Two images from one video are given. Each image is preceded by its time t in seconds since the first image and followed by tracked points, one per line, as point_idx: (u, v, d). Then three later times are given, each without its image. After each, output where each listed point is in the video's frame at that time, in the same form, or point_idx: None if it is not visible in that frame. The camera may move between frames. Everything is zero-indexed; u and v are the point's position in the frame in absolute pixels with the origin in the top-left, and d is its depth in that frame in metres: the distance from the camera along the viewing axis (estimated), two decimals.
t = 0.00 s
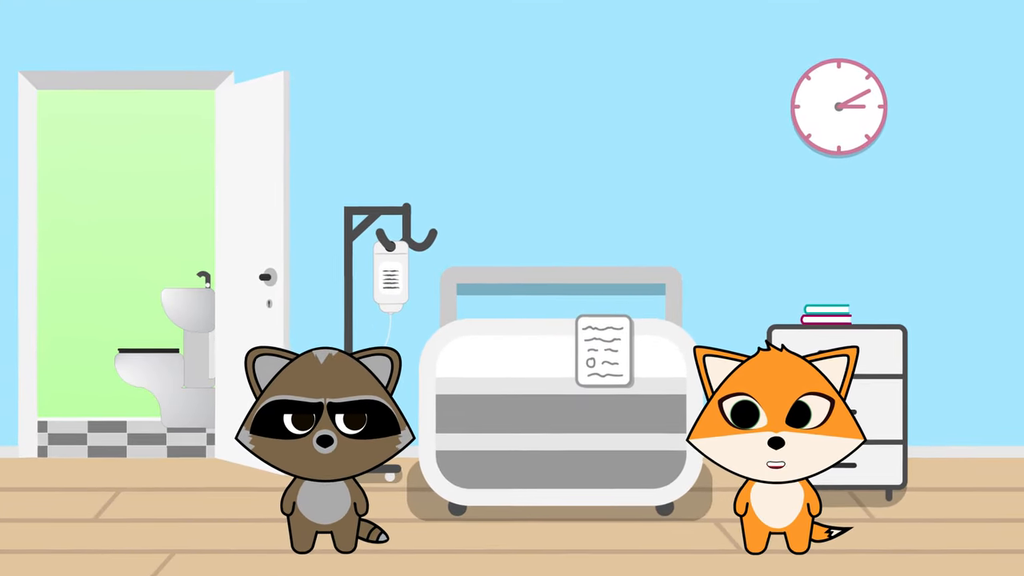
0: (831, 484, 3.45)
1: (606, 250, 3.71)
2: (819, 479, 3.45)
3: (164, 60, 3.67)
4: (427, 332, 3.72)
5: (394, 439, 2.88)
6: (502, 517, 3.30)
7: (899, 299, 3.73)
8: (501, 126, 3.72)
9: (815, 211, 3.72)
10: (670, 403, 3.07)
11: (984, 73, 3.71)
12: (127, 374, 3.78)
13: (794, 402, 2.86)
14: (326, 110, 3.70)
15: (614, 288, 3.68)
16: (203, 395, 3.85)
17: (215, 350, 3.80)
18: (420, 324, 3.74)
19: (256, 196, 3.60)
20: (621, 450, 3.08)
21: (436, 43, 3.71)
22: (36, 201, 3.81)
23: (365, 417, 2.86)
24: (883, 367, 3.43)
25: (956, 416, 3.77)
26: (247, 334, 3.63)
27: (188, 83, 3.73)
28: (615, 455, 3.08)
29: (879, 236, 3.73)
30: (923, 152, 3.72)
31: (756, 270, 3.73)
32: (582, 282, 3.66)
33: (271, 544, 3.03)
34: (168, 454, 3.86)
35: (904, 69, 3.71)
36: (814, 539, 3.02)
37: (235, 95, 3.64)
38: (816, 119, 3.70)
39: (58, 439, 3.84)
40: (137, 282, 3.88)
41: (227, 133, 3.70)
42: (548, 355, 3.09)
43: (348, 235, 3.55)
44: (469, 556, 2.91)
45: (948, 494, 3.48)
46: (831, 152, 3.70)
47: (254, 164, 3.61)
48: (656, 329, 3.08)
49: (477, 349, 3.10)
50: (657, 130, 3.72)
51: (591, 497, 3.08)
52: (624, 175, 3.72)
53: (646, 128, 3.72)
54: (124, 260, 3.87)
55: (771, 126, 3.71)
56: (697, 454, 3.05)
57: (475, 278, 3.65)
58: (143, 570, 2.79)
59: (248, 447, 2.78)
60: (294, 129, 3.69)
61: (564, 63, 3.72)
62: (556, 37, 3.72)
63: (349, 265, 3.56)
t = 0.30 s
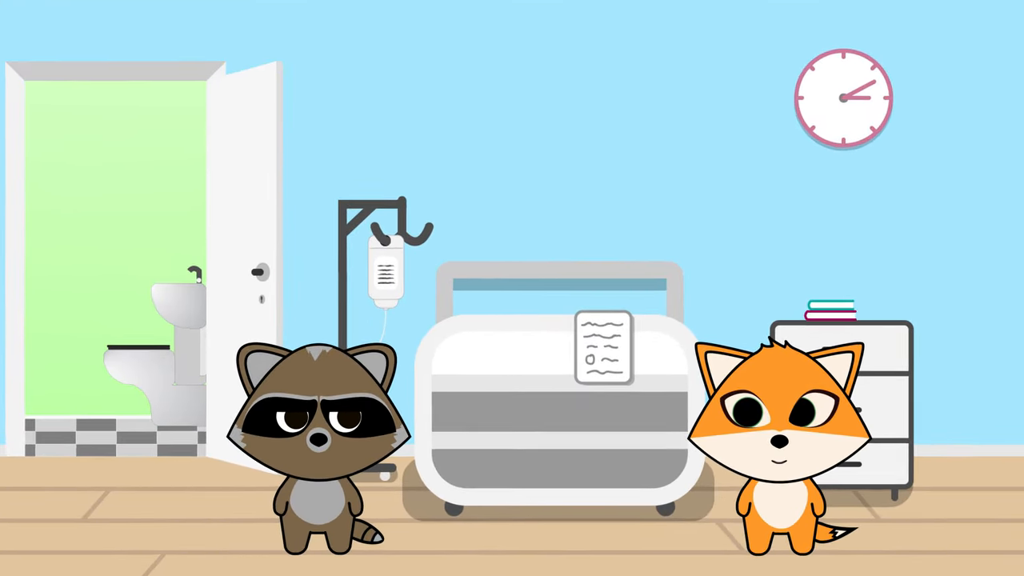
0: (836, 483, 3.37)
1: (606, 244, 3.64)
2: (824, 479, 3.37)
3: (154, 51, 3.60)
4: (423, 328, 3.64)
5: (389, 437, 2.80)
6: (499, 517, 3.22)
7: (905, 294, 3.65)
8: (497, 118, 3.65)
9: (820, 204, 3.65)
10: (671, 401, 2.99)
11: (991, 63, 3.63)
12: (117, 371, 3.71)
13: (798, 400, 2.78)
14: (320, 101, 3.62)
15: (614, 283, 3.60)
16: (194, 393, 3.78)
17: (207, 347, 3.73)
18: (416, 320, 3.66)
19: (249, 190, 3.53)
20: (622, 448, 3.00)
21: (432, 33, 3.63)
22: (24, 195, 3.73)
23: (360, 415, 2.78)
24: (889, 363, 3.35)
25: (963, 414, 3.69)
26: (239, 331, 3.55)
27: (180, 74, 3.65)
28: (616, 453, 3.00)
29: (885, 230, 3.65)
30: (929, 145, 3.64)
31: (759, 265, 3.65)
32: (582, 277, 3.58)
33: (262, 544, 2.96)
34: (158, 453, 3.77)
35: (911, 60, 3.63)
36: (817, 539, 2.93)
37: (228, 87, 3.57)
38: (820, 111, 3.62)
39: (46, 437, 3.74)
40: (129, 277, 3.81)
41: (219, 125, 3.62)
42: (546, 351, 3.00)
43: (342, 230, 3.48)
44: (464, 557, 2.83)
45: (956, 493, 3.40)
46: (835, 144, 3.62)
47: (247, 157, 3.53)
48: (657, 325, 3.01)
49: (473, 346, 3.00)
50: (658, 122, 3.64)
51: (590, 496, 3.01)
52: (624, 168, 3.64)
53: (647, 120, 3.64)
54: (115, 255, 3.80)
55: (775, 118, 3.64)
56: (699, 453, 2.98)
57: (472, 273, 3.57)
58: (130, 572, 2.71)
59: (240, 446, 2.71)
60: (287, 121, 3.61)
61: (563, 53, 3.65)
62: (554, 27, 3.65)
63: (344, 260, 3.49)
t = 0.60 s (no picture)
0: (840, 482, 3.29)
1: (606, 237, 3.56)
2: (828, 477, 3.30)
3: (144, 40, 3.52)
4: (418, 324, 3.57)
5: (384, 435, 2.73)
6: (496, 517, 3.15)
7: (910, 289, 3.58)
8: (494, 109, 3.57)
9: (823, 197, 3.57)
10: (672, 397, 2.92)
11: (999, 52, 3.55)
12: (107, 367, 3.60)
13: (802, 397, 2.71)
14: (313, 92, 3.54)
15: (614, 278, 3.53)
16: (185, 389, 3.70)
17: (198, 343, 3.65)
18: (411, 316, 3.59)
19: (241, 183, 3.45)
20: (623, 447, 2.92)
21: (428, 22, 3.55)
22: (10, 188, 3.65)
23: (353, 413, 2.71)
24: (895, 360, 3.27)
25: (969, 411, 3.62)
26: (230, 327, 3.48)
27: (170, 64, 3.57)
28: (615, 452, 2.93)
29: (890, 224, 3.58)
30: (935, 137, 3.57)
31: (762, 260, 3.58)
32: (580, 271, 3.50)
33: (253, 545, 2.88)
34: (148, 451, 3.69)
35: (917, 49, 3.55)
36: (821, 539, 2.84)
37: (219, 77, 3.49)
38: (824, 102, 3.54)
39: (34, 435, 3.68)
40: (118, 272, 3.73)
41: (211, 116, 3.54)
42: (544, 347, 2.94)
43: (336, 223, 3.41)
44: (461, 557, 2.76)
45: (963, 492, 3.32)
46: (840, 136, 3.55)
47: (238, 149, 3.46)
48: (656, 321, 2.90)
49: (471, 342, 2.94)
50: (659, 113, 3.56)
51: (591, 496, 2.91)
52: (623, 161, 3.57)
53: (647, 111, 3.56)
54: (104, 250, 3.72)
55: (777, 109, 3.56)
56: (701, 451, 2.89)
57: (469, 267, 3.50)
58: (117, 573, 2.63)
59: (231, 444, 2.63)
60: (279, 113, 3.54)
61: (560, 30, 3.57)
62: (550, 2, 3.57)
63: (337, 254, 3.41)
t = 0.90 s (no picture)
0: (844, 481, 3.21)
1: (606, 231, 3.48)
2: (832, 476, 3.22)
3: (133, 29, 3.44)
4: (413, 319, 3.49)
5: (379, 432, 2.66)
6: (493, 516, 3.07)
7: (916, 284, 3.50)
8: (491, 100, 3.49)
9: (827, 190, 3.50)
10: (673, 395, 2.84)
11: (1006, 42, 3.48)
12: (95, 363, 3.49)
13: (806, 394, 2.63)
14: (306, 82, 3.47)
15: (613, 272, 3.45)
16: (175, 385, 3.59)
17: (188, 338, 3.57)
18: (406, 311, 3.51)
19: (233, 175, 3.37)
20: (623, 445, 2.85)
21: (423, 10, 3.48)
22: None
23: (347, 410, 2.64)
24: (901, 356, 3.20)
25: (976, 408, 3.54)
26: (221, 322, 3.40)
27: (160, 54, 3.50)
28: (615, 450, 2.85)
29: (895, 217, 3.50)
30: (941, 128, 3.49)
31: (764, 254, 3.50)
32: (579, 265, 3.43)
33: (243, 545, 2.80)
34: (137, 449, 3.64)
35: (923, 38, 3.48)
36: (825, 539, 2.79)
37: (210, 67, 3.41)
38: (829, 92, 3.47)
39: (21, 433, 3.62)
40: (107, 266, 3.65)
41: (201, 107, 3.47)
42: (542, 343, 2.86)
43: (330, 216, 3.34)
44: (456, 557, 2.68)
45: (971, 491, 3.25)
46: (845, 127, 3.47)
47: (229, 140, 3.38)
48: (655, 316, 2.82)
49: (468, 338, 2.87)
50: (659, 103, 3.49)
51: (590, 494, 2.84)
52: (623, 153, 3.49)
53: (647, 101, 3.49)
54: (93, 243, 3.64)
55: (780, 100, 3.49)
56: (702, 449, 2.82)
57: (465, 261, 3.42)
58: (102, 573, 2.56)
59: (222, 442, 2.56)
60: (271, 103, 3.46)
61: (558, 18, 3.49)
62: None
63: (331, 247, 3.33)
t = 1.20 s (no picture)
0: (848, 480, 3.14)
1: (606, 224, 3.41)
2: (836, 474, 3.14)
3: (122, 18, 3.36)
4: (408, 314, 3.42)
5: (373, 430, 2.59)
6: (489, 515, 3.00)
7: (922, 278, 3.43)
8: (487, 90, 3.41)
9: (832, 182, 3.42)
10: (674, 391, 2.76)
11: None
12: (82, 359, 3.43)
13: (809, 390, 2.56)
14: (299, 71, 3.39)
15: (613, 265, 3.38)
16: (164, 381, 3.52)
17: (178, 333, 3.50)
18: (400, 305, 3.44)
19: (224, 167, 3.30)
20: (623, 442, 2.77)
21: None
22: None
23: (341, 407, 2.56)
24: (906, 351, 3.12)
25: (983, 405, 3.47)
26: (212, 317, 3.33)
27: (150, 43, 3.42)
28: (615, 447, 2.78)
29: (901, 209, 3.42)
30: (948, 118, 3.42)
31: (767, 248, 3.42)
32: (577, 259, 3.35)
33: (233, 544, 2.72)
34: (126, 447, 3.54)
35: (929, 27, 3.40)
36: (829, 539, 2.70)
37: (201, 56, 3.34)
38: (832, 82, 3.39)
39: (7, 430, 3.53)
40: (96, 259, 3.58)
41: (192, 96, 3.39)
42: (540, 338, 2.78)
43: (322, 208, 3.26)
44: (451, 557, 2.61)
45: (978, 490, 3.17)
46: (849, 117, 3.40)
47: (221, 130, 3.31)
48: (654, 311, 2.77)
49: (464, 333, 2.78)
50: (660, 93, 3.41)
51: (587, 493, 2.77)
52: (623, 144, 3.41)
53: (647, 91, 3.41)
54: (82, 236, 3.57)
55: (784, 90, 3.41)
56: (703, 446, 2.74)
57: (461, 255, 3.34)
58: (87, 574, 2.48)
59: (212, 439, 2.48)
60: (263, 93, 3.39)
61: (557, 6, 3.42)
62: None
63: (324, 240, 3.26)
